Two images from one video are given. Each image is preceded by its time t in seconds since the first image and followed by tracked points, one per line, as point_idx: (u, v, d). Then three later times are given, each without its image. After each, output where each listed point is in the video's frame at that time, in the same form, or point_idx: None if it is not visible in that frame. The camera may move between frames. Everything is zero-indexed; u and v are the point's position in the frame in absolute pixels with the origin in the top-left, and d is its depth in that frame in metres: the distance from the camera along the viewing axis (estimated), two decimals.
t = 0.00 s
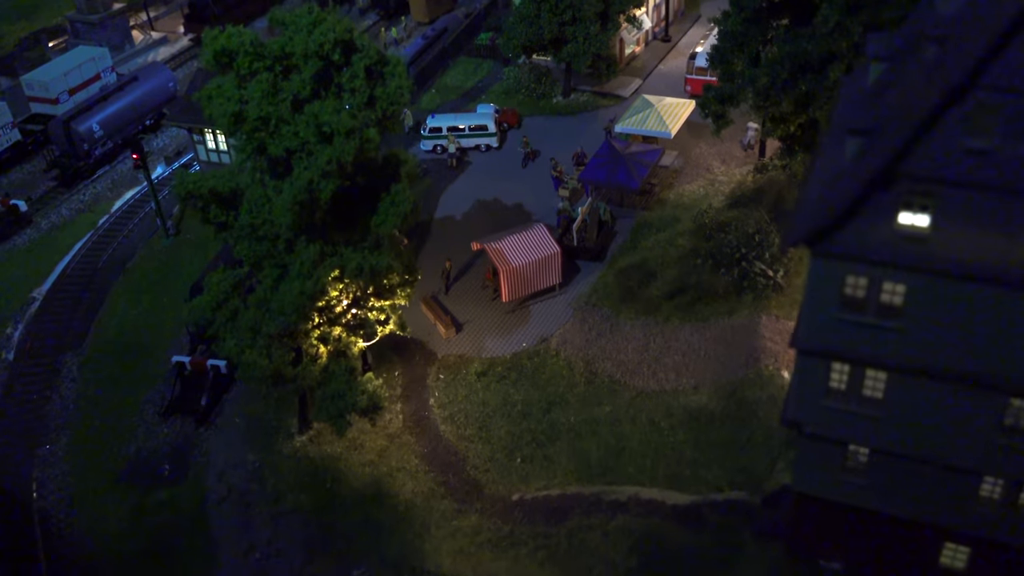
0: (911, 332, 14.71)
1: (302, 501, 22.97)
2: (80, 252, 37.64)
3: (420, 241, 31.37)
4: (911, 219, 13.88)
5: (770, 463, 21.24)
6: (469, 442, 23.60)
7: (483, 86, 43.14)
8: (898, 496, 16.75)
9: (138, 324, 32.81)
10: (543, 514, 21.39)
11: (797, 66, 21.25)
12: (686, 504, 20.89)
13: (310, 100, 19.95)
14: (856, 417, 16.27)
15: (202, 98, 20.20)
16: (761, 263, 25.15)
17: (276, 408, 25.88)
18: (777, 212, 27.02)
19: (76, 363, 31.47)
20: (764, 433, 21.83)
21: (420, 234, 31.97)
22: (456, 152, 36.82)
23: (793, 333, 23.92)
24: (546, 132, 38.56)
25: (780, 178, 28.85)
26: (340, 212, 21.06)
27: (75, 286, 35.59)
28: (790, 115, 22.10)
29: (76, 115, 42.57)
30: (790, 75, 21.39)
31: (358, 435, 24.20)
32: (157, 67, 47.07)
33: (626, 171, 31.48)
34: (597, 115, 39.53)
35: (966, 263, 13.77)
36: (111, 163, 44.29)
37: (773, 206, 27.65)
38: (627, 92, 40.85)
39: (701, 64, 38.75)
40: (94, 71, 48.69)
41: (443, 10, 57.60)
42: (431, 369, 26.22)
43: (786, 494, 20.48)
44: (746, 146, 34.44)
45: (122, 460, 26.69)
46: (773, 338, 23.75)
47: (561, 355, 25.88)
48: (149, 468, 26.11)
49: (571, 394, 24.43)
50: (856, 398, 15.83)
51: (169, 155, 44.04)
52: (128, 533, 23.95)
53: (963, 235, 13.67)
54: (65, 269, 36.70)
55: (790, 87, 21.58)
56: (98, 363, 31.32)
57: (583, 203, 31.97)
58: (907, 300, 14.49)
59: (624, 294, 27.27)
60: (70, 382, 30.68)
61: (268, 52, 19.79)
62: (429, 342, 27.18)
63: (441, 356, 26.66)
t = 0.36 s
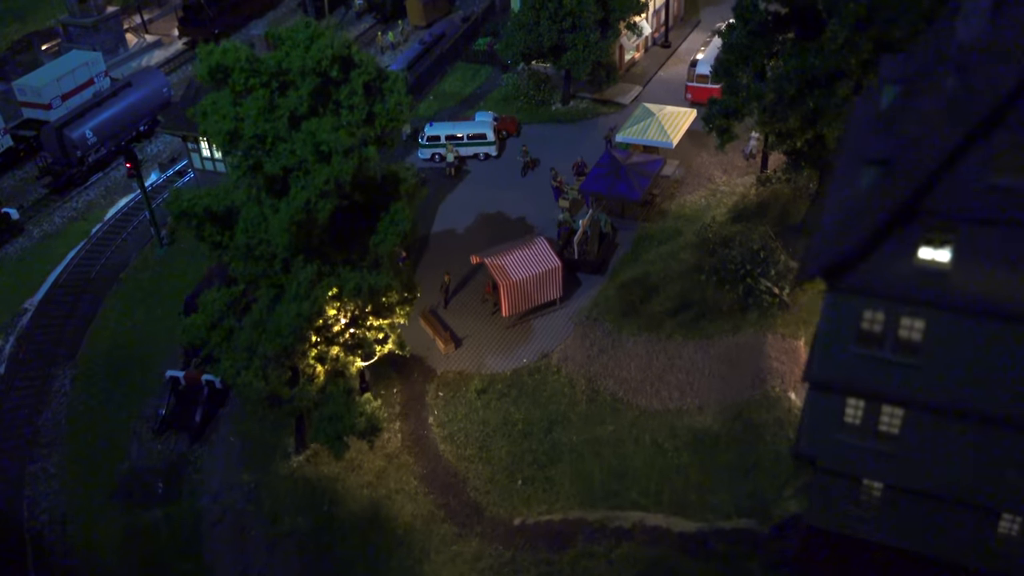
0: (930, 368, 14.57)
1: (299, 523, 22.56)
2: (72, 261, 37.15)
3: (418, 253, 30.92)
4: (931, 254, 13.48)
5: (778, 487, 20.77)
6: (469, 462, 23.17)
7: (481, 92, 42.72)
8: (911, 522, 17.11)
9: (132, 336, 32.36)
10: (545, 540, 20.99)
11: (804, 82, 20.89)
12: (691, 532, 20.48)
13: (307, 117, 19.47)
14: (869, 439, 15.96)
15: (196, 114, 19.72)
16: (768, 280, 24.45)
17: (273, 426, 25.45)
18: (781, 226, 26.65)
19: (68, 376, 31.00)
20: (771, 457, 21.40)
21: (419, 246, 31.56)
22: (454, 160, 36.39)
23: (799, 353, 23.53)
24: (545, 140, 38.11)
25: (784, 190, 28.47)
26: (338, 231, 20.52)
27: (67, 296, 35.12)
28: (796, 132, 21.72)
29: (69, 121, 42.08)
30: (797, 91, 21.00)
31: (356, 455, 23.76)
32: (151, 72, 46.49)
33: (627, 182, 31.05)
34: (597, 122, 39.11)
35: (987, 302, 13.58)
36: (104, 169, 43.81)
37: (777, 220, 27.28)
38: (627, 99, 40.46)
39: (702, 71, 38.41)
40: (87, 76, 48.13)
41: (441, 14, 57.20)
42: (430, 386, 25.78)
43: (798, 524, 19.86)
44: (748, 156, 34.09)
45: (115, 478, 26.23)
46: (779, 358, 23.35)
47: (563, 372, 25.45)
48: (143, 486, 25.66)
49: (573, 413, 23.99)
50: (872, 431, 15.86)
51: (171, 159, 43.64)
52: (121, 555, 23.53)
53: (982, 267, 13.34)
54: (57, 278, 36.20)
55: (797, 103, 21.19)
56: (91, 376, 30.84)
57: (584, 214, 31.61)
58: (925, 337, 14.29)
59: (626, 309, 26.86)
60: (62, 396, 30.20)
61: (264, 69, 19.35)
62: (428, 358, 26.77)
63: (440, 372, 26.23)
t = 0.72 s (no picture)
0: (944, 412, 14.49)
1: (295, 550, 22.20)
2: (68, 271, 36.74)
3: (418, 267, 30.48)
4: (947, 300, 13.46)
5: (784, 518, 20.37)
6: (470, 487, 22.74)
7: (483, 100, 42.29)
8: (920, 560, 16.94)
9: (128, 350, 31.96)
10: (547, 571, 20.62)
11: (811, 102, 20.46)
12: (696, 565, 20.10)
13: (303, 138, 19.00)
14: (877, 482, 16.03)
15: (190, 134, 19.33)
16: (773, 301, 24.35)
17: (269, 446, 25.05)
18: (787, 244, 26.24)
19: (62, 391, 30.62)
20: (778, 486, 21.02)
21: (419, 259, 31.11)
22: (455, 171, 35.92)
23: (806, 378, 23.19)
24: (547, 150, 37.68)
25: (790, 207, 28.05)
26: (334, 254, 19.92)
27: (62, 308, 34.75)
28: (803, 152, 21.27)
29: (66, 128, 41.68)
30: (804, 111, 20.51)
31: (354, 479, 23.33)
32: (149, 78, 46.04)
33: (630, 196, 30.58)
34: (600, 132, 38.67)
35: (1003, 349, 13.49)
36: (101, 177, 43.43)
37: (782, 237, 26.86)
38: (631, 108, 40.01)
39: (706, 80, 37.97)
40: (86, 81, 47.71)
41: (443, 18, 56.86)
42: (429, 407, 25.32)
43: (806, 560, 19.33)
44: (753, 167, 33.64)
45: (108, 498, 25.84)
46: (786, 384, 23.01)
47: (565, 393, 25.01)
48: (137, 507, 25.29)
49: (575, 435, 23.54)
50: (883, 475, 15.76)
51: (177, 161, 43.59)
52: None
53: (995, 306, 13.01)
54: (53, 289, 35.82)
55: (803, 124, 20.77)
56: (85, 390, 30.46)
57: (587, 228, 31.19)
58: (941, 382, 14.21)
59: (629, 327, 26.43)
60: (56, 411, 29.81)
61: (260, 90, 18.95)
62: (427, 377, 26.32)
63: (440, 392, 25.78)
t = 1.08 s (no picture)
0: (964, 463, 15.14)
1: None
2: (62, 285, 36.25)
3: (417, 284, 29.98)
4: (976, 351, 14.12)
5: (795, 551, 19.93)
6: (471, 516, 22.28)
7: (483, 112, 41.83)
8: None
9: (123, 366, 31.51)
10: None
11: (821, 125, 20.06)
12: None
13: (302, 162, 18.51)
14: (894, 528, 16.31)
15: (185, 158, 18.84)
16: (781, 327, 23.82)
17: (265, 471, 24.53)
18: (795, 267, 25.80)
19: (55, 410, 30.12)
20: (787, 519, 20.55)
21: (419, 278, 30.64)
22: (456, 185, 35.41)
23: (815, 407, 22.70)
24: (549, 164, 37.19)
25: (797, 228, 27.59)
26: (332, 280, 19.37)
27: (56, 323, 34.25)
28: (813, 176, 20.82)
29: (61, 138, 41.17)
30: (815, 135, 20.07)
31: (352, 507, 22.84)
32: (145, 87, 45.49)
33: (634, 213, 30.07)
34: (602, 145, 38.20)
35: None
36: (97, 188, 42.96)
37: (789, 259, 26.42)
38: (633, 120, 39.56)
39: (709, 93, 37.50)
40: (82, 90, 47.16)
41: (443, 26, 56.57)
42: (430, 431, 24.80)
43: None
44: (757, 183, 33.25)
45: (101, 523, 25.38)
46: (795, 413, 22.57)
47: (568, 417, 24.52)
48: (132, 532, 24.84)
49: (578, 462, 23.06)
50: (904, 526, 16.23)
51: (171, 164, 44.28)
52: None
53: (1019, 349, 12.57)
54: (47, 304, 35.34)
55: (813, 148, 20.35)
56: (79, 409, 29.98)
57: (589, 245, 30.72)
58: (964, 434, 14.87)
59: (634, 349, 25.92)
60: (50, 431, 29.34)
61: (257, 111, 18.49)
62: (427, 400, 25.82)
63: (440, 416, 25.26)
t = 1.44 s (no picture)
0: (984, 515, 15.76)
1: None
2: (60, 302, 35.93)
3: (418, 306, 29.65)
4: (998, 408, 14.79)
5: None
6: (472, 546, 21.92)
7: (484, 127, 41.56)
8: None
9: (120, 385, 31.20)
10: None
11: (829, 152, 19.86)
12: None
13: (302, 190, 18.22)
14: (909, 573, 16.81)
15: (183, 186, 18.53)
16: (788, 354, 23.82)
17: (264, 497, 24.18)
18: (801, 293, 25.56)
19: (51, 430, 29.80)
20: (795, 554, 20.14)
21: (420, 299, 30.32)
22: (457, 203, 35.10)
23: (823, 438, 22.34)
24: (551, 181, 36.88)
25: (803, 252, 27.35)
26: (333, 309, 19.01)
27: (54, 341, 33.95)
28: (821, 203, 20.54)
29: (60, 152, 40.86)
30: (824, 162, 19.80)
31: (352, 537, 22.47)
32: (145, 100, 45.22)
33: (637, 234, 29.76)
34: (605, 162, 37.91)
35: None
36: (96, 202, 42.67)
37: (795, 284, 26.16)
38: (635, 136, 39.25)
39: (713, 110, 37.25)
40: (81, 102, 46.82)
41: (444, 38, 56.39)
42: (430, 457, 24.47)
43: None
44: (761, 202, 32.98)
45: (97, 548, 25.05)
46: (802, 444, 22.19)
47: (570, 443, 24.18)
48: (128, 559, 24.50)
49: (581, 491, 22.70)
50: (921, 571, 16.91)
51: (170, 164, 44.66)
52: None
53: None
54: (44, 321, 35.02)
55: (822, 176, 20.07)
56: (76, 430, 29.62)
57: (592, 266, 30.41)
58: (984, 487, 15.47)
59: (638, 373, 25.59)
60: (46, 451, 29.00)
61: (257, 138, 18.18)
62: (428, 425, 25.46)
63: (441, 441, 24.91)
